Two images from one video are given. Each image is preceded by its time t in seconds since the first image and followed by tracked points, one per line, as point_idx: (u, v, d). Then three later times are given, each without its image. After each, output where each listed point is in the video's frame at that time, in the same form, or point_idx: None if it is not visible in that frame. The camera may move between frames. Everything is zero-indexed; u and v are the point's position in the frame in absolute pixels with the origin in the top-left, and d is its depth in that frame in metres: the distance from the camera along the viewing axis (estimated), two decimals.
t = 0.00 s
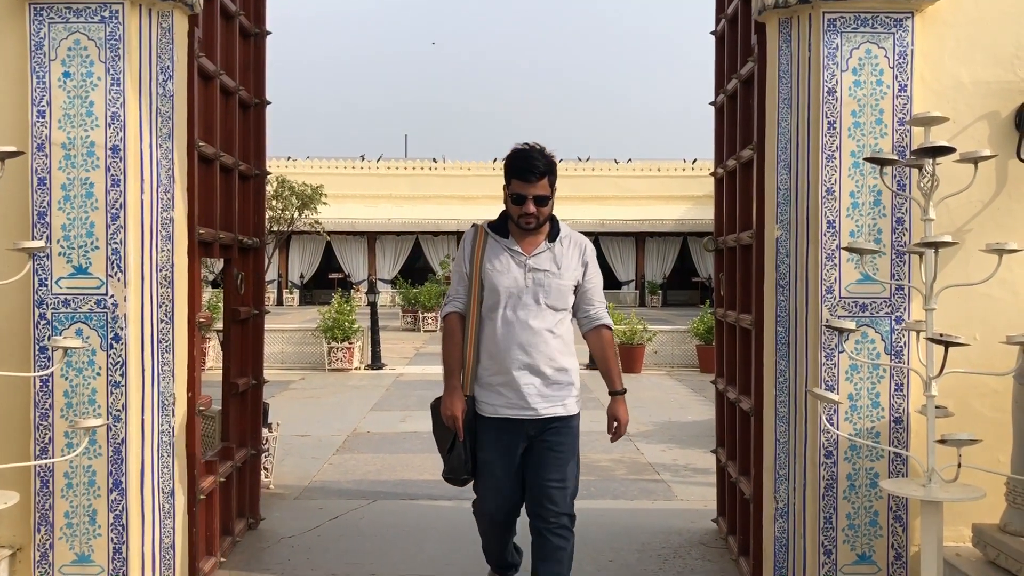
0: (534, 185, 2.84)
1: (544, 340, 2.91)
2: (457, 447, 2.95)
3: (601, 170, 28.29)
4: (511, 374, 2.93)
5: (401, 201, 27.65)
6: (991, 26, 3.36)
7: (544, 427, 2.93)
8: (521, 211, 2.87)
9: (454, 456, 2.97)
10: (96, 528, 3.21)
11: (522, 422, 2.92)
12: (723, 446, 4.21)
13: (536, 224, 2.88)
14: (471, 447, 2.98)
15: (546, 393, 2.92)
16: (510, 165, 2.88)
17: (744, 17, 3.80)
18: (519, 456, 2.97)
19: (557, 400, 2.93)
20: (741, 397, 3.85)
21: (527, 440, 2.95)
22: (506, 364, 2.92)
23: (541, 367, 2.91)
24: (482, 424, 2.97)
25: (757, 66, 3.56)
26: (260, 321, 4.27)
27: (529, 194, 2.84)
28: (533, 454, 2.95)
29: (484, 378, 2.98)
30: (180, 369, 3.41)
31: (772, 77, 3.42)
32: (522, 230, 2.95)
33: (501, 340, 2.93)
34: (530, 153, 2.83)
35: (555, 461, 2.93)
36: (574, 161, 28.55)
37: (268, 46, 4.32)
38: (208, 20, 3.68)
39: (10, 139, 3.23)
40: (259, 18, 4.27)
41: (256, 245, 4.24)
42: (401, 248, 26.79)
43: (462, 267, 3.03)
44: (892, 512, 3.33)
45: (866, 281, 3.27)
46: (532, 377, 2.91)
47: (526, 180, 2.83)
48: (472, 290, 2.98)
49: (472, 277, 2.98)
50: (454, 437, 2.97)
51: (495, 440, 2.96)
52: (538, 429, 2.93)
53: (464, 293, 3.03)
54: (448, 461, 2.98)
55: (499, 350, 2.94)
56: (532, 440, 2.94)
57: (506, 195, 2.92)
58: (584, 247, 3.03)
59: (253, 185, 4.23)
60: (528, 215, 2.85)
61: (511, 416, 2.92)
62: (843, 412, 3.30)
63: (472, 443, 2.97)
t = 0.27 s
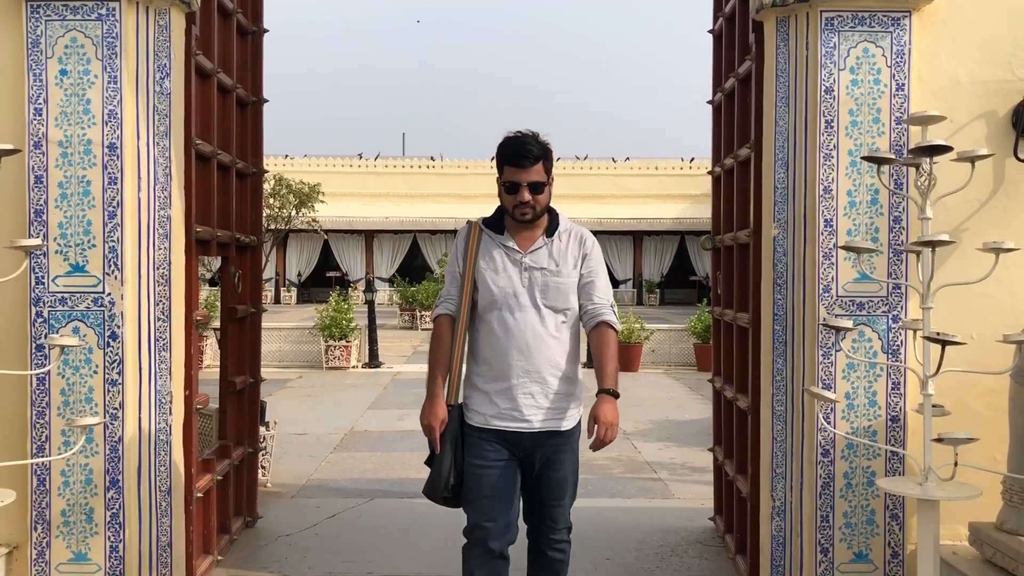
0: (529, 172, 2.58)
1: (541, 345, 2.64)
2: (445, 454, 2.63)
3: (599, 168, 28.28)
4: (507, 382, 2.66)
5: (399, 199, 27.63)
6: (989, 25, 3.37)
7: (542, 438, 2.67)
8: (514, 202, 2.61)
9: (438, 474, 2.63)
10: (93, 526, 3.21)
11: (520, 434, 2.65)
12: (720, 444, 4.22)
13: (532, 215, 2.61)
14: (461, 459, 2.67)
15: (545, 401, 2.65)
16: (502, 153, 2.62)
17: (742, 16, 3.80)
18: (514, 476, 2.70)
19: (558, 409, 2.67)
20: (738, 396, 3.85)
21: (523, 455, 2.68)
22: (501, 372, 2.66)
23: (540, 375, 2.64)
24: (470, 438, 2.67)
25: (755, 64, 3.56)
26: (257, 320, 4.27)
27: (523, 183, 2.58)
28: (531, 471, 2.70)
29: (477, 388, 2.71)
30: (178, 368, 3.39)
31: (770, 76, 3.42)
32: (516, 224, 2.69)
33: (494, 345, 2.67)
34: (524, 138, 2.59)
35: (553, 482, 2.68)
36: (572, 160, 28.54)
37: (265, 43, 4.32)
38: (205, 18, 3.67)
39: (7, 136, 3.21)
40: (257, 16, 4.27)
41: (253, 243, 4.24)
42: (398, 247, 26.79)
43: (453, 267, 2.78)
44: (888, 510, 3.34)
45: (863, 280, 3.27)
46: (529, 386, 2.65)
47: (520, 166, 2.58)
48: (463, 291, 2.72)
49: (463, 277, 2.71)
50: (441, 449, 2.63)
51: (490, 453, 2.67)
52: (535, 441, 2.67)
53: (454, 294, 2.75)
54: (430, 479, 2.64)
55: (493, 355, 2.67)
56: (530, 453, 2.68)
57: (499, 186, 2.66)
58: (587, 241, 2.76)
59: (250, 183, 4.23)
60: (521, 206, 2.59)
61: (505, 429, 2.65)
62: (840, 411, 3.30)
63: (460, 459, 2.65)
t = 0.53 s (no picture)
0: (508, 181, 2.37)
1: (523, 380, 2.38)
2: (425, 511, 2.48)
3: (598, 166, 28.28)
4: (485, 424, 2.39)
5: (398, 197, 27.62)
6: (988, 23, 3.37)
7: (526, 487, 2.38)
8: (492, 216, 2.39)
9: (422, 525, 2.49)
10: (93, 524, 3.21)
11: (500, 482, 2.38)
12: (719, 442, 4.22)
13: (513, 230, 2.39)
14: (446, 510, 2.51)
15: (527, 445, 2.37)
16: (477, 164, 2.42)
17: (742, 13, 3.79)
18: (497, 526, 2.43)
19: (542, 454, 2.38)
20: (737, 394, 3.85)
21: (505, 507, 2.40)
22: (478, 411, 2.40)
23: (521, 413, 2.37)
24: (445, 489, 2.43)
25: (754, 62, 3.56)
26: (256, 317, 4.28)
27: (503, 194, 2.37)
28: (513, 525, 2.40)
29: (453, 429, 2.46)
30: (176, 365, 3.41)
31: (769, 74, 3.42)
32: (496, 244, 2.47)
33: (470, 382, 2.42)
34: (501, 147, 2.39)
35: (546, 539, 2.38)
36: (571, 158, 28.53)
37: (264, 41, 4.31)
38: (204, 16, 3.67)
39: (5, 134, 3.21)
40: (256, 14, 4.26)
41: (252, 241, 4.24)
42: (398, 245, 26.79)
43: (428, 296, 2.55)
44: (887, 508, 3.34)
45: (862, 278, 3.27)
46: (509, 427, 2.37)
47: (498, 175, 2.37)
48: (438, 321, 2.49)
49: (438, 306, 2.49)
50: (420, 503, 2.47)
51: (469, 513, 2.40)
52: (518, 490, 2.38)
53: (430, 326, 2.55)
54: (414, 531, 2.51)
55: (469, 395, 2.42)
56: (512, 508, 2.39)
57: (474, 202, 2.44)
58: (575, 263, 2.50)
59: (249, 180, 4.23)
60: (502, 218, 2.38)
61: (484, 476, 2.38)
62: (840, 409, 3.30)
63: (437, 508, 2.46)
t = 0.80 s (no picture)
0: (509, 162, 2.25)
1: (514, 388, 2.23)
2: (398, 524, 2.30)
3: (598, 163, 28.25)
4: (469, 433, 2.24)
5: (399, 194, 27.61)
6: (989, 20, 3.36)
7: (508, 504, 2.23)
8: (490, 200, 2.26)
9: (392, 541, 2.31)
10: (94, 520, 3.21)
11: (480, 497, 2.23)
12: (719, 439, 4.22)
13: (512, 216, 2.26)
14: (423, 523, 2.33)
15: (514, 460, 2.22)
16: (476, 146, 2.30)
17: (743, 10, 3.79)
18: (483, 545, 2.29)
19: (528, 470, 2.23)
20: (738, 390, 3.85)
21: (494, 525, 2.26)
22: (464, 419, 2.25)
23: (511, 425, 2.23)
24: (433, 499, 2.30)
25: (755, 59, 3.56)
26: (256, 314, 4.28)
27: (502, 176, 2.25)
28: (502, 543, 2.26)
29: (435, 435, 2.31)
30: (178, 361, 3.40)
31: (770, 71, 3.42)
32: (494, 234, 2.33)
33: (456, 385, 2.26)
34: (502, 128, 2.28)
35: (532, 563, 2.23)
36: (572, 155, 28.51)
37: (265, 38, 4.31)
38: (204, 13, 3.66)
39: (6, 130, 3.21)
40: (257, 10, 4.26)
41: (253, 238, 4.24)
42: (398, 242, 26.80)
43: (415, 287, 2.38)
44: (887, 505, 3.34)
45: (863, 275, 3.27)
46: (496, 439, 2.23)
47: (498, 156, 2.25)
48: (426, 317, 2.33)
49: (426, 299, 2.33)
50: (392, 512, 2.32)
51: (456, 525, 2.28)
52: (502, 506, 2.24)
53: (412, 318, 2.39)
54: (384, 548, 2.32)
55: (454, 400, 2.26)
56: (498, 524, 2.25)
57: (471, 186, 2.31)
58: (577, 264, 2.37)
59: (250, 177, 4.23)
60: (501, 202, 2.25)
61: (465, 490, 2.24)
62: (840, 406, 3.30)
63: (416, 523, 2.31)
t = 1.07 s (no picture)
0: (523, 176, 2.02)
1: (528, 432, 1.99)
2: None
3: (599, 159, 28.24)
4: (478, 483, 2.00)
5: (399, 191, 27.60)
6: (990, 16, 3.36)
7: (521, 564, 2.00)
8: (503, 217, 2.03)
9: None
10: (94, 515, 3.22)
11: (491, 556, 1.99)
12: (719, 435, 4.23)
13: (525, 235, 2.02)
14: None
15: (528, 515, 1.99)
16: (487, 160, 2.08)
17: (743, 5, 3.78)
18: None
19: (544, 523, 2.01)
20: (737, 386, 3.86)
21: None
22: (473, 468, 2.00)
23: (526, 474, 1.99)
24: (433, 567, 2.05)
25: (755, 55, 3.56)
26: (256, 310, 4.28)
27: (516, 191, 2.02)
28: None
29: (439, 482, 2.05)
30: (177, 357, 3.40)
31: (770, 67, 3.41)
32: (506, 257, 2.09)
33: (464, 429, 2.01)
34: (517, 140, 2.07)
35: None
36: (572, 151, 28.49)
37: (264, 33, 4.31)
38: (204, 8, 3.65)
39: (6, 125, 3.21)
40: (256, 6, 4.25)
41: (253, 233, 4.24)
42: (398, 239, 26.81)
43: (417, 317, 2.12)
44: (887, 501, 3.34)
45: (862, 271, 3.27)
46: (510, 491, 1.99)
47: (511, 168, 2.02)
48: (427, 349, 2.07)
49: (429, 330, 2.07)
50: None
51: None
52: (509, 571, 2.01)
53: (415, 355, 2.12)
54: None
55: (461, 445, 2.02)
56: None
57: (481, 202, 2.08)
58: (599, 294, 2.11)
59: (250, 173, 4.23)
60: (514, 219, 2.01)
61: (473, 549, 2.00)
62: (839, 401, 3.31)
63: None
